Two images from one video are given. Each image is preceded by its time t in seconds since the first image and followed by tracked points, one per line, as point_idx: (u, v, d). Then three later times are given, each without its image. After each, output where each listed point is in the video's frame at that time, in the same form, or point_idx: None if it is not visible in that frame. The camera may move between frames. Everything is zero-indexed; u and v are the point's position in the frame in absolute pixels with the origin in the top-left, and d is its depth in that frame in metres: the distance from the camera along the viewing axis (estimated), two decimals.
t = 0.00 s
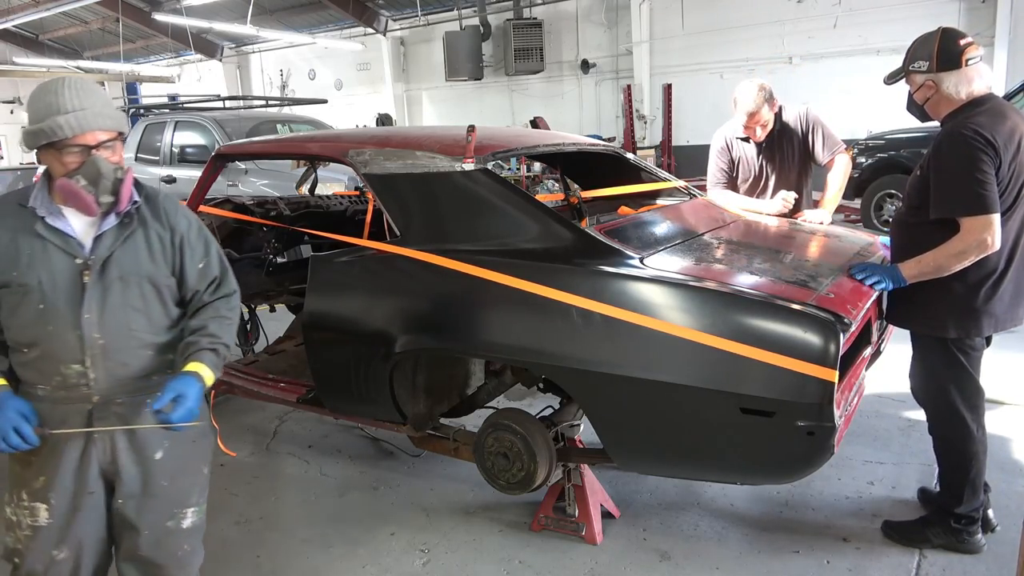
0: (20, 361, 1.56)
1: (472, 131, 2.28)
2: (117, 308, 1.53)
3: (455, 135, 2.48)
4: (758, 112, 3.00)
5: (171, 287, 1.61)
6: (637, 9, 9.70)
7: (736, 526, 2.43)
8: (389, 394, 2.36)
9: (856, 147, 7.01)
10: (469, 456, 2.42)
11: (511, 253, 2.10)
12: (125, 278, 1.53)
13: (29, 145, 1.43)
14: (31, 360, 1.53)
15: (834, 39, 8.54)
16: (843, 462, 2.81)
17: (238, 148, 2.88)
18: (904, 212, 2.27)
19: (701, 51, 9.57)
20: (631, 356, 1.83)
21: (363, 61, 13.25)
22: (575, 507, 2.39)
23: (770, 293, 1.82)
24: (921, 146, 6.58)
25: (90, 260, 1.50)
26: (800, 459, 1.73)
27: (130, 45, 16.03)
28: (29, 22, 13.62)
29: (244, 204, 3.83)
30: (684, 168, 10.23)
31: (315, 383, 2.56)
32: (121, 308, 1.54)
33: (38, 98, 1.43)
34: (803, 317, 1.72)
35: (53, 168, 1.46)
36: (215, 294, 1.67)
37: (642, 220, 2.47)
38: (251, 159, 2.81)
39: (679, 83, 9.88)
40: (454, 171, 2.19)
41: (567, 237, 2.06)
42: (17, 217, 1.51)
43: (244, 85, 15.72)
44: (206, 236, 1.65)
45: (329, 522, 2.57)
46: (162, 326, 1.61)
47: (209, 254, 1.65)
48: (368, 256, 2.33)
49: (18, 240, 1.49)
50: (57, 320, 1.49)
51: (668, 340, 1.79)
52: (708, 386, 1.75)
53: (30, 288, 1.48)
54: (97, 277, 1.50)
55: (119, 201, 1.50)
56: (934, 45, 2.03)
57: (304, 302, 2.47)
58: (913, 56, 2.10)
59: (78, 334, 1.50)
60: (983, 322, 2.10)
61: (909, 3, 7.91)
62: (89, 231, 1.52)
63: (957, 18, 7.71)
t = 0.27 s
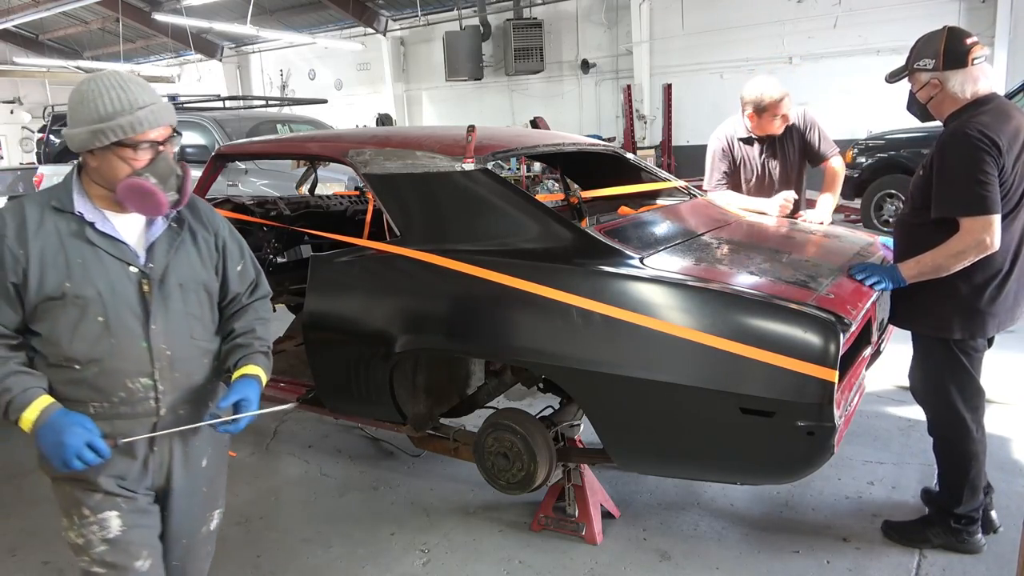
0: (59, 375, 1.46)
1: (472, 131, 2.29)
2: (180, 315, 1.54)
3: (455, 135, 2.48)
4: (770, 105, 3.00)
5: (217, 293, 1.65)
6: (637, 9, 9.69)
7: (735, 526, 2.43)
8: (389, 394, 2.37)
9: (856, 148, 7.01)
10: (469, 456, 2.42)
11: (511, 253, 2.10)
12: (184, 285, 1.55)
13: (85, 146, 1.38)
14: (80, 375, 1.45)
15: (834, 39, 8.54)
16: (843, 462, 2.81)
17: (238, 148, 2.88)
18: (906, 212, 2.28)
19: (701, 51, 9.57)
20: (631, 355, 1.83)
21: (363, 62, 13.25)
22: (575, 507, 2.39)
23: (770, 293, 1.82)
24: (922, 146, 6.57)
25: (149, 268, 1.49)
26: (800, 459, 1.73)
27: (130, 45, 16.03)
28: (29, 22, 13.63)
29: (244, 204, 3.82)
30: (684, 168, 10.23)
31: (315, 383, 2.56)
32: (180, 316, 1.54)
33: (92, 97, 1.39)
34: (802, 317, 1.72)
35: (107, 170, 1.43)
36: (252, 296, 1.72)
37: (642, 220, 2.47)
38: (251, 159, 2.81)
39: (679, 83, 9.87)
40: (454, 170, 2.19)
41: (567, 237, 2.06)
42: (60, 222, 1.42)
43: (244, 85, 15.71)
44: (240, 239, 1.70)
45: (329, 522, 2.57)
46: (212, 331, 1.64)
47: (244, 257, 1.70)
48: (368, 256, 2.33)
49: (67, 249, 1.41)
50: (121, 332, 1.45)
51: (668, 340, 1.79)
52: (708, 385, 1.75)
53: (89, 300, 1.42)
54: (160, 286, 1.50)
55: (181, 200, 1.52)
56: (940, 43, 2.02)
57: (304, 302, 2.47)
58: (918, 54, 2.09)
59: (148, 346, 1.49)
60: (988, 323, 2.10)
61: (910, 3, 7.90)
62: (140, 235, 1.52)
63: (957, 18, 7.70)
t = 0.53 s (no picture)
0: (124, 409, 1.29)
1: (472, 131, 2.29)
2: (242, 325, 1.45)
3: (455, 135, 2.48)
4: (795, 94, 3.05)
5: (256, 296, 1.56)
6: (637, 9, 9.70)
7: (735, 526, 2.43)
8: (389, 394, 2.37)
9: (856, 147, 7.01)
10: (469, 456, 2.42)
11: (511, 253, 2.10)
12: (238, 292, 1.46)
13: (137, 152, 1.23)
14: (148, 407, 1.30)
15: (834, 39, 8.54)
16: (844, 463, 2.80)
17: (238, 148, 2.88)
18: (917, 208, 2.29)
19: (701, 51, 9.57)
20: (630, 355, 1.83)
21: (363, 62, 13.25)
22: (575, 507, 2.39)
23: (771, 293, 1.82)
24: (922, 146, 6.54)
25: (206, 279, 1.38)
26: (800, 459, 1.73)
27: (129, 45, 16.02)
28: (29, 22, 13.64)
29: (244, 204, 3.81)
30: (684, 168, 10.23)
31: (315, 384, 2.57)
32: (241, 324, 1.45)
33: (135, 97, 1.24)
34: (802, 317, 1.72)
35: (157, 177, 1.29)
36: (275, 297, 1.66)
37: (643, 220, 2.47)
38: (251, 159, 2.81)
39: (679, 83, 9.87)
40: (454, 170, 2.19)
41: (567, 237, 2.06)
42: (110, 237, 1.25)
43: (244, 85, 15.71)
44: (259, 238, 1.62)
45: (329, 522, 2.57)
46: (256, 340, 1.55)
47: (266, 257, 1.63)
48: (368, 256, 2.33)
49: (125, 266, 1.25)
50: (193, 353, 1.32)
51: (668, 340, 1.79)
52: (708, 385, 1.75)
53: (159, 321, 1.27)
54: (221, 296, 1.40)
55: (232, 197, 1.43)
56: (980, 31, 2.01)
57: (304, 302, 2.47)
58: (952, 40, 2.08)
59: (221, 364, 1.38)
60: (998, 325, 2.10)
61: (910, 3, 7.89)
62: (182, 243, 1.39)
63: (957, 17, 7.70)
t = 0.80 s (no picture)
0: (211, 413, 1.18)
1: (472, 131, 2.28)
2: (306, 312, 1.38)
3: (455, 135, 2.48)
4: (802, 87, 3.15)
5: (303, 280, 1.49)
6: (637, 9, 9.70)
7: (734, 526, 2.43)
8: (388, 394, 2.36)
9: (856, 148, 7.01)
10: (469, 456, 2.42)
11: (511, 252, 2.10)
12: (295, 277, 1.39)
13: (207, 129, 1.13)
14: (231, 405, 1.19)
15: (834, 39, 8.54)
16: (844, 463, 2.80)
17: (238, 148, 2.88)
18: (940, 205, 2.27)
19: (701, 51, 9.57)
20: (630, 355, 1.83)
21: (363, 62, 13.25)
22: (575, 508, 2.39)
23: (771, 293, 1.82)
24: (921, 146, 6.51)
25: (270, 266, 1.30)
26: (799, 459, 1.73)
27: (129, 44, 16.02)
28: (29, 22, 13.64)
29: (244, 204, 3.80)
30: (684, 168, 10.24)
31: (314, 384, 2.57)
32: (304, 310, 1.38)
33: (199, 68, 1.13)
34: (802, 317, 1.72)
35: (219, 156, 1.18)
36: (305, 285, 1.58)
37: (643, 219, 2.47)
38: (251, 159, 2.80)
39: (679, 83, 9.87)
40: (454, 171, 2.19)
41: (567, 237, 2.06)
42: (181, 226, 1.15)
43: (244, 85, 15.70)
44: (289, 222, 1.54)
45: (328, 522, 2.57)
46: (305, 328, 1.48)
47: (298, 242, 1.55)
48: (368, 256, 2.33)
49: (202, 256, 1.16)
50: (275, 344, 1.24)
51: (667, 340, 1.79)
52: (708, 385, 1.75)
53: (243, 312, 1.18)
54: (288, 281, 1.32)
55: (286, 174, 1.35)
56: None
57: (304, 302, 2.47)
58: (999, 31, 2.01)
59: (296, 357, 1.30)
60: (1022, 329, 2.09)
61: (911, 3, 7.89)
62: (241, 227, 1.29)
63: (957, 18, 7.71)
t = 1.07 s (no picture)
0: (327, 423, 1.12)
1: (472, 131, 2.28)
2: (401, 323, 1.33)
3: (454, 136, 2.49)
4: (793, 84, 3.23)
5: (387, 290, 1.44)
6: (637, 9, 9.71)
7: (734, 526, 2.43)
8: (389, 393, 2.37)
9: (856, 148, 7.00)
10: (469, 456, 2.42)
11: (511, 253, 2.10)
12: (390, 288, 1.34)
13: (338, 138, 1.08)
14: (348, 419, 1.13)
15: (834, 39, 8.54)
16: (844, 463, 2.80)
17: (238, 148, 2.87)
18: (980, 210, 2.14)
19: (701, 51, 9.57)
20: (630, 355, 1.83)
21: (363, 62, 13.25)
22: (575, 507, 2.38)
23: (771, 293, 1.82)
24: (921, 146, 6.48)
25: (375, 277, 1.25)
26: (799, 459, 1.73)
27: (130, 45, 16.02)
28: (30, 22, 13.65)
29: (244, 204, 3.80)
30: (684, 168, 10.24)
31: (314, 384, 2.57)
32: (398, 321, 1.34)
33: (334, 76, 1.08)
34: (801, 317, 1.72)
35: (343, 165, 1.12)
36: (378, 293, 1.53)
37: (643, 219, 2.47)
38: (251, 159, 2.80)
39: (679, 83, 9.87)
40: (454, 171, 2.19)
41: (567, 237, 2.06)
42: (309, 235, 1.10)
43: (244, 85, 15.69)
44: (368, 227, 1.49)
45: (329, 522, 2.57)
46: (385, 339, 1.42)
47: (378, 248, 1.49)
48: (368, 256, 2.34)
49: (327, 266, 1.10)
50: (386, 358, 1.19)
51: (667, 340, 1.79)
52: (708, 385, 1.75)
53: (363, 323, 1.13)
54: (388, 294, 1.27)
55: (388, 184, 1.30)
56: None
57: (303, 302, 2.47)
58: None
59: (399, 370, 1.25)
60: None
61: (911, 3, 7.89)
62: (349, 235, 1.24)
63: (957, 18, 7.70)
